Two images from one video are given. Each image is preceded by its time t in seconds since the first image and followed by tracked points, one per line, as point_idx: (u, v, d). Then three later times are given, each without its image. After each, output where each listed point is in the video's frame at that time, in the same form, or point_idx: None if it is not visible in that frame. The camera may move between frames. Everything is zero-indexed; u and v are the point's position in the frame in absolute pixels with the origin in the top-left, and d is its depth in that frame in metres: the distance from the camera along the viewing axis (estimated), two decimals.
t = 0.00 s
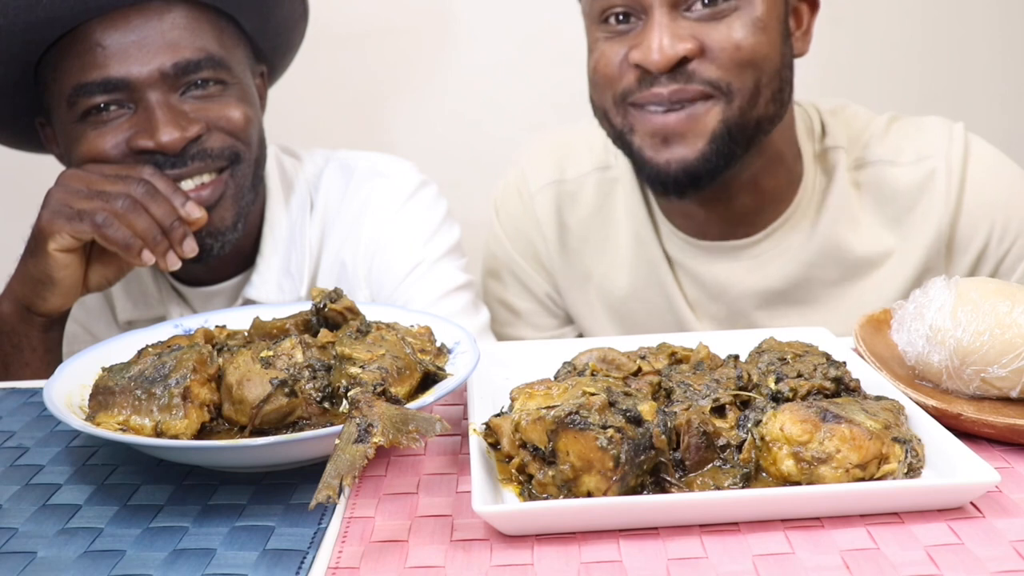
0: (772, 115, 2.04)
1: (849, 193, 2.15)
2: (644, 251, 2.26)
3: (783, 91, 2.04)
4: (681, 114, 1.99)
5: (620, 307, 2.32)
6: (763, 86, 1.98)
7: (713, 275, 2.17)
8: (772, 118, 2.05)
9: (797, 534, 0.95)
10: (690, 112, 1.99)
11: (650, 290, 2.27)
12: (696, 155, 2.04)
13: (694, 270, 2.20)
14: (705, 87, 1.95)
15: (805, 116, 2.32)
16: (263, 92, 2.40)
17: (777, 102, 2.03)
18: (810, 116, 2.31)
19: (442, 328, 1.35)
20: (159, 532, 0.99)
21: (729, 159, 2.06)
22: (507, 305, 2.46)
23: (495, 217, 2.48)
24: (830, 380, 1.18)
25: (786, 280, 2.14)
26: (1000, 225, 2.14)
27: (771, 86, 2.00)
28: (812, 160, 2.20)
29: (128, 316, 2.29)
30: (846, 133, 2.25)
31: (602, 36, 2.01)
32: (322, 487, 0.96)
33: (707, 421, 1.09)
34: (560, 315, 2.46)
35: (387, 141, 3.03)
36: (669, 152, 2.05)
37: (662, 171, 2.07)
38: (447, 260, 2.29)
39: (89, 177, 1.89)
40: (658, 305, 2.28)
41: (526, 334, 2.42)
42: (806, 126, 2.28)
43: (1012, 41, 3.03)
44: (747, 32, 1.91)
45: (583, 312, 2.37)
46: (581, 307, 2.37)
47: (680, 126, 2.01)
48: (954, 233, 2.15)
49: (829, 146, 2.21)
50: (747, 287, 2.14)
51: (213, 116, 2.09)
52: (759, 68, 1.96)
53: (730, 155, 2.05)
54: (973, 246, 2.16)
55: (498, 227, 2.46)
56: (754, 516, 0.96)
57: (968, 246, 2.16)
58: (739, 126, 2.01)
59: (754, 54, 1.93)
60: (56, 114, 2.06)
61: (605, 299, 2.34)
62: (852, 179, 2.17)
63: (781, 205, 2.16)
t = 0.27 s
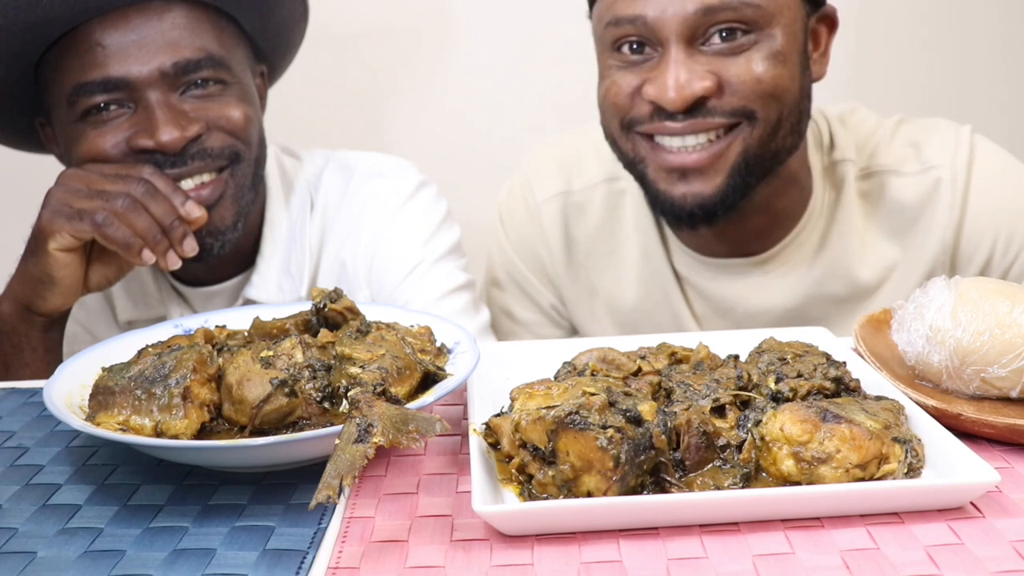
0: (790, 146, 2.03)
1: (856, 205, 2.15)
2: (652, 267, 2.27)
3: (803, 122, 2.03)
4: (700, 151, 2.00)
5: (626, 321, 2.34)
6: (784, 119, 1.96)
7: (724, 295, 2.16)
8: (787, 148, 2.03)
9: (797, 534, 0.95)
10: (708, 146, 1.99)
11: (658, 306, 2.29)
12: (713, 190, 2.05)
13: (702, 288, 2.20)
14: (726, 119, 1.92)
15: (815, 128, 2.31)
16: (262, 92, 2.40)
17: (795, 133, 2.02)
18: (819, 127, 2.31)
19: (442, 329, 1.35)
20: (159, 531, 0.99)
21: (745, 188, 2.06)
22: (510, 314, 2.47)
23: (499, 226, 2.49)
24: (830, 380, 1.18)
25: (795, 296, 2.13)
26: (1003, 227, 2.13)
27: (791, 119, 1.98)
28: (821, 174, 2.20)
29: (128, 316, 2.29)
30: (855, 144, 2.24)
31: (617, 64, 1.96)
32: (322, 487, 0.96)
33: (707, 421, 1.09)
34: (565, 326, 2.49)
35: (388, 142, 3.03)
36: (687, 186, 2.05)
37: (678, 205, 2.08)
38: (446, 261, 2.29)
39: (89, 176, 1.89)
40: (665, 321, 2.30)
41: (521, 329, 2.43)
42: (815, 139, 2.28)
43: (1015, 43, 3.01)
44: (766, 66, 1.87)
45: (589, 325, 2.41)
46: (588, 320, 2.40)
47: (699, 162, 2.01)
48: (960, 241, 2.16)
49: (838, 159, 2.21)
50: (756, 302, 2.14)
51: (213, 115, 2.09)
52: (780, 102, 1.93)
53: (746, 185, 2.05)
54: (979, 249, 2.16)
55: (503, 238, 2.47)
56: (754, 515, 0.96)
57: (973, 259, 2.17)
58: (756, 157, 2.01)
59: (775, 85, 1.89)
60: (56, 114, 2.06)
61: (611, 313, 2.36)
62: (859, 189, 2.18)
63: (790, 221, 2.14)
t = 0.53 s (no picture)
0: (795, 156, 2.01)
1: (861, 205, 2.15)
2: (654, 266, 2.27)
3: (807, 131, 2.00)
4: (702, 163, 1.98)
5: (628, 321, 2.35)
6: (786, 130, 1.93)
7: (727, 296, 2.17)
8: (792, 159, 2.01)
9: (797, 533, 0.95)
10: (710, 159, 1.97)
11: (661, 307, 2.29)
12: (713, 202, 2.04)
13: (706, 289, 2.20)
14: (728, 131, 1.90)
15: (822, 131, 2.29)
16: (263, 92, 2.40)
17: (799, 143, 1.99)
18: (825, 130, 2.29)
19: (442, 329, 1.35)
20: (159, 531, 0.99)
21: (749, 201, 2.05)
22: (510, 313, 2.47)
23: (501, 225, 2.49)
24: (830, 380, 1.18)
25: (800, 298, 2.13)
26: (1006, 227, 2.14)
27: (794, 130, 1.95)
28: (828, 178, 2.18)
29: (128, 316, 2.29)
30: (860, 146, 2.24)
31: (621, 71, 1.93)
32: (322, 487, 0.96)
33: (707, 421, 1.09)
34: (565, 326, 2.50)
35: (388, 142, 3.03)
36: (688, 198, 2.04)
37: (678, 217, 2.07)
38: (446, 261, 2.29)
39: (88, 175, 1.88)
40: (668, 321, 2.30)
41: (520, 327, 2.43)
42: (823, 142, 2.26)
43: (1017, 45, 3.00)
44: (770, 76, 1.82)
45: (590, 324, 2.42)
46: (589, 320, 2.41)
47: (700, 175, 2.00)
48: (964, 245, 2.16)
49: (845, 162, 2.20)
50: (760, 303, 2.13)
51: (213, 114, 2.09)
52: (783, 113, 1.89)
53: (748, 198, 2.04)
54: (982, 249, 2.16)
55: (504, 237, 2.47)
56: (753, 515, 0.96)
57: (978, 263, 2.18)
58: (759, 168, 1.98)
59: (778, 97, 1.85)
60: (56, 113, 2.06)
61: (613, 313, 2.36)
62: (866, 193, 2.18)
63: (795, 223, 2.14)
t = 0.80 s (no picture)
0: (782, 172, 2.01)
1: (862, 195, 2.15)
2: (654, 262, 2.27)
3: (795, 148, 2.00)
4: (690, 183, 1.98)
5: (628, 318, 2.35)
6: (773, 149, 1.94)
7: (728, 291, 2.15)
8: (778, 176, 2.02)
9: (797, 533, 0.95)
10: (698, 179, 1.97)
11: (661, 303, 2.29)
12: (699, 220, 2.04)
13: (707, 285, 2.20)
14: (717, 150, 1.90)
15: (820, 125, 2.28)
16: (262, 92, 2.40)
17: (787, 160, 1.99)
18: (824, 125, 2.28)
19: (442, 328, 1.35)
20: (159, 532, 0.99)
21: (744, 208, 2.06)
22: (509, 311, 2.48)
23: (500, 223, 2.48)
24: (830, 380, 1.18)
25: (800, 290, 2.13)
26: (1008, 223, 2.14)
27: (780, 148, 1.95)
28: (827, 170, 2.18)
29: (128, 316, 2.29)
30: (858, 139, 2.25)
31: (610, 90, 1.92)
32: (322, 488, 0.96)
33: (707, 421, 1.09)
34: (564, 323, 2.50)
35: (388, 142, 3.03)
36: (675, 215, 2.04)
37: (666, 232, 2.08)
38: (446, 261, 2.30)
39: (88, 175, 1.88)
40: (668, 315, 2.30)
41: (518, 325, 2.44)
42: (821, 136, 2.25)
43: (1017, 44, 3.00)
44: (752, 101, 1.82)
45: (589, 320, 2.41)
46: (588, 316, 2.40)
47: (686, 194, 1.99)
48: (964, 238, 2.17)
49: (843, 154, 2.20)
50: (760, 297, 2.13)
51: (213, 114, 2.09)
52: (769, 134, 1.90)
53: (735, 215, 2.04)
54: (984, 247, 2.17)
55: (504, 235, 2.47)
56: (754, 515, 0.96)
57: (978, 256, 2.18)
58: (745, 186, 1.99)
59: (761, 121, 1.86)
60: (55, 114, 2.06)
61: (614, 310, 2.36)
62: (865, 183, 2.18)
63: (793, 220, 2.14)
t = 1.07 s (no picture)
0: (761, 164, 2.01)
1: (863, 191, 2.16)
2: (651, 256, 2.27)
3: (776, 141, 2.00)
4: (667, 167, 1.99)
5: (626, 316, 2.34)
6: (750, 141, 1.94)
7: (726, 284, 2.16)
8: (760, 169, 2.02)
9: (797, 534, 0.95)
10: (676, 164, 1.98)
11: (659, 301, 2.28)
12: (676, 207, 2.05)
13: (705, 281, 2.20)
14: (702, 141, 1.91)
15: (820, 119, 2.31)
16: (263, 92, 2.40)
17: (767, 152, 1.99)
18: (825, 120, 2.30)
19: (442, 329, 1.35)
20: (159, 532, 0.99)
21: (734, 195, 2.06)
22: (507, 309, 2.48)
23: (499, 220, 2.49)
24: (830, 380, 1.18)
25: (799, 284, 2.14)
26: (1009, 222, 2.14)
27: (759, 140, 1.95)
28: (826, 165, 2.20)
29: (128, 316, 2.30)
30: (859, 134, 2.26)
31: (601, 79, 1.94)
32: (322, 487, 0.96)
33: (707, 421, 1.09)
34: (560, 321, 2.50)
35: (388, 142, 3.03)
36: (651, 200, 2.05)
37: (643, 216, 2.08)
38: (446, 261, 2.30)
39: (89, 175, 1.89)
40: (666, 311, 2.29)
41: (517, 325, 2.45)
42: (822, 131, 2.28)
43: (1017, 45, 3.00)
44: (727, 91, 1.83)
45: (585, 317, 2.40)
46: (585, 314, 2.40)
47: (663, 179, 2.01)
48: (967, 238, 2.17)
49: (842, 148, 2.22)
50: (759, 292, 2.14)
51: (214, 115, 2.09)
52: (745, 125, 1.90)
53: (712, 204, 2.05)
54: (986, 247, 2.17)
55: (502, 232, 2.47)
56: (754, 515, 0.96)
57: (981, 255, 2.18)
58: (723, 176, 2.00)
59: (740, 112, 1.87)
60: (56, 114, 2.06)
61: (611, 308, 2.35)
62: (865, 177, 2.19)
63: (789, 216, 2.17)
